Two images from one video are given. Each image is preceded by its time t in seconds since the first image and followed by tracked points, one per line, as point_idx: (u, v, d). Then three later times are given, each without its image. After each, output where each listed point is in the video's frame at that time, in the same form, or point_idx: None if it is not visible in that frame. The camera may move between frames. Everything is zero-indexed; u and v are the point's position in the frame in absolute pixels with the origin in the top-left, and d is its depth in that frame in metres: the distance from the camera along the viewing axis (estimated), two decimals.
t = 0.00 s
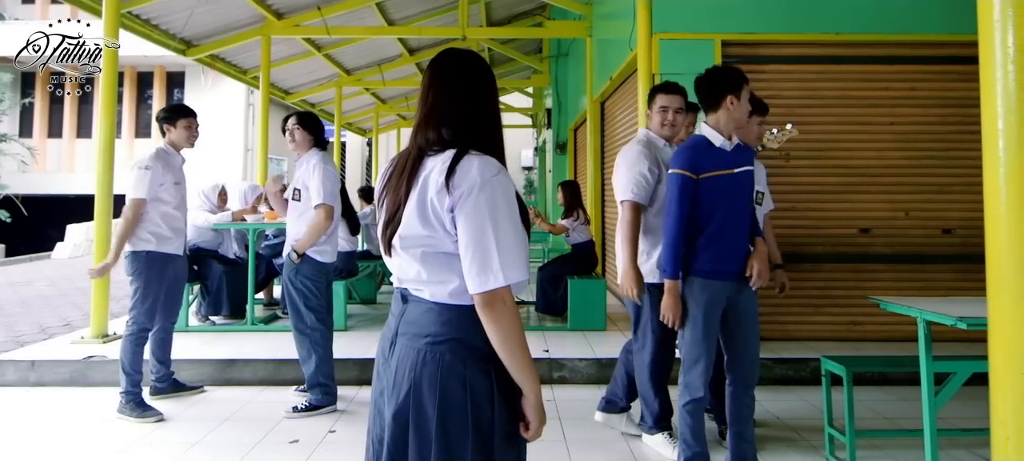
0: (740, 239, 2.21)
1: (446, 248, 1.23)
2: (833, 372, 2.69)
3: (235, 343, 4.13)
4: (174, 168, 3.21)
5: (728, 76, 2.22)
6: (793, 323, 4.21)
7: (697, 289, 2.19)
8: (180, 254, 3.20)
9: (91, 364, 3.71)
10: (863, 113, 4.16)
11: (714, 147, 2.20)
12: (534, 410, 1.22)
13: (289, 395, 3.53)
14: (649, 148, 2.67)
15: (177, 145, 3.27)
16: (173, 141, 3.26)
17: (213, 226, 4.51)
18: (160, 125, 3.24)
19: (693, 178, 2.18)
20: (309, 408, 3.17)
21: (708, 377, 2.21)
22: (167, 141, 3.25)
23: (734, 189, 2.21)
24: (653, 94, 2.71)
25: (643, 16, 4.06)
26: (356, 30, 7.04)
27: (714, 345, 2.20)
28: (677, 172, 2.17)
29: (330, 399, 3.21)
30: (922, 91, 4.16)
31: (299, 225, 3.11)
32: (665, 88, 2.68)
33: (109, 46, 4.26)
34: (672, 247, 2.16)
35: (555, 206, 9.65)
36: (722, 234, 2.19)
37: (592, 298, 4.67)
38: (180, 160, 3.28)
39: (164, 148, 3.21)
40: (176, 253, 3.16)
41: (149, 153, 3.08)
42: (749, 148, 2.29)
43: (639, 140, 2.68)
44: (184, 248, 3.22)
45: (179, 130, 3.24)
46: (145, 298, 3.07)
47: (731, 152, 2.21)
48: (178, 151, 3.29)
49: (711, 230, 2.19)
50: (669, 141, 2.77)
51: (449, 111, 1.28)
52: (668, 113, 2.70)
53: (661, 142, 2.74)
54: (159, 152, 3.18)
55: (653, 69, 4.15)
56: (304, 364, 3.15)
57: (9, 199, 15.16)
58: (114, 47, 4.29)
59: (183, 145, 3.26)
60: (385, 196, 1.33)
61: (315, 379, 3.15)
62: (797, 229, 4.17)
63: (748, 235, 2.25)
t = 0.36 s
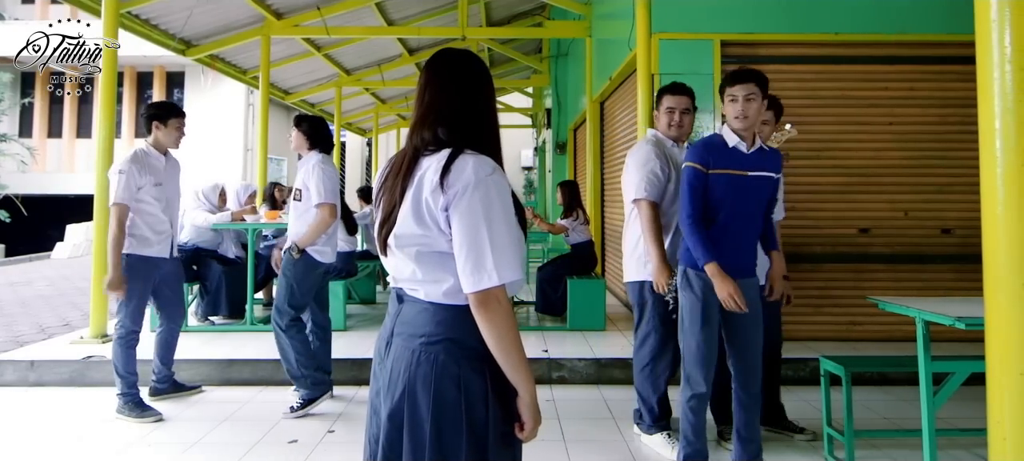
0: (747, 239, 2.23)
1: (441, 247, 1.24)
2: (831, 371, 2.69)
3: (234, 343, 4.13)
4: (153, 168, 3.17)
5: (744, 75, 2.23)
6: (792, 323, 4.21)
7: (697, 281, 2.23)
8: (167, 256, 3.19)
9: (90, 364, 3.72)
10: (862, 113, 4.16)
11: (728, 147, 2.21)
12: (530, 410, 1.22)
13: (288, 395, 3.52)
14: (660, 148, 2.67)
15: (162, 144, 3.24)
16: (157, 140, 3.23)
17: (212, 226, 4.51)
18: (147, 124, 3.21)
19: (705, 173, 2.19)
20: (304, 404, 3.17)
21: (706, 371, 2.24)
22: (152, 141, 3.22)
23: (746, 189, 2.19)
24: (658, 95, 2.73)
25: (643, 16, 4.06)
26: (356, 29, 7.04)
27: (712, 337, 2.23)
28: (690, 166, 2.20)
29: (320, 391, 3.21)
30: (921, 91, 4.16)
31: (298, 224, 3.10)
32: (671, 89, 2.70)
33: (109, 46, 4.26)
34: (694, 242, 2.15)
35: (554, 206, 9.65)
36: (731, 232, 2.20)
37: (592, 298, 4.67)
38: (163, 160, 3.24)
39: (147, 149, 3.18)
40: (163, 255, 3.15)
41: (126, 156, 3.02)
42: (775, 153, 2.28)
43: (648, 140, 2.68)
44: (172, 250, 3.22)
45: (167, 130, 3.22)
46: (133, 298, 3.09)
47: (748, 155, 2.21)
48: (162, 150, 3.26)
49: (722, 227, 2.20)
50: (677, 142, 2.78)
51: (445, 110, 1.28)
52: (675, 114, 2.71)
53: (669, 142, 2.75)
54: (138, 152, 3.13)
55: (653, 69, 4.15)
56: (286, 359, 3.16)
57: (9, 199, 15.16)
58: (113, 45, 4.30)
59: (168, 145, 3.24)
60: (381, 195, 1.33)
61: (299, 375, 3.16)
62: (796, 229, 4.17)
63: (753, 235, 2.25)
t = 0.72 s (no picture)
0: (746, 242, 2.22)
1: (441, 247, 1.24)
2: (831, 371, 2.69)
3: (234, 343, 4.13)
4: (158, 169, 3.17)
5: (727, 75, 2.26)
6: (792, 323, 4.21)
7: (683, 279, 2.30)
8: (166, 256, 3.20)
9: (90, 364, 3.72)
10: (862, 112, 4.16)
11: (710, 148, 2.26)
12: (531, 410, 1.22)
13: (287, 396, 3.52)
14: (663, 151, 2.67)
15: (161, 142, 3.24)
16: (157, 139, 3.22)
17: (212, 226, 4.51)
18: (145, 121, 3.20)
19: (684, 176, 2.29)
20: (294, 407, 3.16)
21: (689, 368, 2.30)
22: (150, 138, 3.21)
23: (731, 188, 2.21)
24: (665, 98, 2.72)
25: (643, 16, 4.07)
26: (356, 29, 7.03)
27: (700, 328, 2.29)
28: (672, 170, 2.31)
29: (314, 397, 3.20)
30: (921, 91, 4.16)
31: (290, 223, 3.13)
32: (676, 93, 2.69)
33: (108, 46, 4.26)
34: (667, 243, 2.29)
35: (554, 206, 9.65)
36: (718, 231, 2.22)
37: (592, 298, 4.67)
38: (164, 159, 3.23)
39: (150, 147, 3.17)
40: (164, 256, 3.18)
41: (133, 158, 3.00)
42: (769, 152, 2.26)
43: (654, 142, 2.68)
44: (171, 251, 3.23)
45: (167, 128, 3.23)
46: (131, 298, 3.08)
47: (731, 154, 2.23)
48: (161, 148, 3.26)
49: (702, 225, 2.25)
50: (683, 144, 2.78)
51: (444, 110, 1.28)
52: (681, 116, 2.71)
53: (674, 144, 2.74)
54: (142, 152, 3.11)
55: (652, 70, 4.15)
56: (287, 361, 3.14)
57: (9, 199, 15.16)
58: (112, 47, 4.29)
59: (168, 143, 3.24)
60: (381, 196, 1.33)
61: (297, 376, 3.14)
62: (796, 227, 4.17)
63: (754, 237, 2.24)
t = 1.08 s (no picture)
0: (726, 241, 2.24)
1: (444, 247, 1.24)
2: (831, 371, 2.69)
3: (234, 343, 4.13)
4: (169, 171, 3.18)
5: (696, 76, 2.28)
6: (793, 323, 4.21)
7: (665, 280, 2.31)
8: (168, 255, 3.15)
9: (90, 364, 3.71)
10: (862, 112, 4.15)
11: (682, 150, 2.31)
12: (535, 409, 1.22)
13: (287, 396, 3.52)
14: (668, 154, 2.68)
15: (172, 145, 3.25)
16: (170, 142, 3.24)
17: (212, 226, 4.51)
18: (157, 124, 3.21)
19: (657, 179, 2.34)
20: (294, 407, 3.16)
21: (676, 367, 2.30)
22: (163, 141, 3.22)
23: (705, 188, 2.24)
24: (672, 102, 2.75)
25: (642, 16, 4.07)
26: (356, 29, 7.03)
27: (684, 329, 2.28)
28: (645, 172, 2.36)
29: (314, 397, 3.21)
30: (921, 91, 4.16)
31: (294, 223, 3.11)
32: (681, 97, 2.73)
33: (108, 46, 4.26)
34: (636, 243, 2.39)
35: (555, 206, 9.65)
36: (696, 232, 2.25)
37: (592, 298, 4.67)
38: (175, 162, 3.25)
39: (161, 149, 3.18)
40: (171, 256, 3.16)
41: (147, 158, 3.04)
42: (741, 151, 2.28)
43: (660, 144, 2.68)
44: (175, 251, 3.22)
45: (179, 131, 3.25)
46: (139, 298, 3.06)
47: (704, 155, 2.26)
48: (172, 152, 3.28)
49: (675, 227, 2.29)
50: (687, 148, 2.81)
51: (447, 110, 1.28)
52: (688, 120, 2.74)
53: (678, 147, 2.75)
54: (155, 153, 3.13)
55: (652, 69, 4.15)
56: (285, 362, 3.14)
57: (9, 199, 15.15)
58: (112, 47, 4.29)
59: (179, 147, 3.26)
60: (381, 195, 1.33)
61: (295, 377, 3.14)
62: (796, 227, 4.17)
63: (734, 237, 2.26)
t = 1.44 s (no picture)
0: (725, 241, 2.24)
1: (439, 246, 1.23)
2: (831, 371, 2.69)
3: (234, 343, 4.13)
4: (174, 175, 3.18)
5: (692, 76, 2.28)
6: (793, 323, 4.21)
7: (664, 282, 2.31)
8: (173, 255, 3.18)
9: (90, 363, 3.71)
10: (862, 112, 4.15)
11: (679, 150, 2.30)
12: (529, 411, 1.22)
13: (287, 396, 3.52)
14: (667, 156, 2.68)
15: (180, 150, 3.25)
16: (177, 148, 3.24)
17: (212, 226, 4.51)
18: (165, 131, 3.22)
19: (656, 180, 2.33)
20: (294, 407, 3.16)
21: (676, 367, 2.29)
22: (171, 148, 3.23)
23: (704, 188, 2.24)
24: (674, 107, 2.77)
25: (642, 16, 4.07)
26: (356, 29, 7.03)
27: (683, 328, 2.28)
28: (644, 173, 2.36)
29: (315, 398, 3.21)
30: (921, 91, 4.16)
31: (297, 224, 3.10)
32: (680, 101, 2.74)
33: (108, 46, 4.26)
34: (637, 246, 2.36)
35: (554, 206, 9.66)
36: (693, 232, 2.25)
37: (592, 298, 4.67)
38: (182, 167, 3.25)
39: (168, 155, 3.19)
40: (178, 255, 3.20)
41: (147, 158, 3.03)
42: (739, 150, 2.28)
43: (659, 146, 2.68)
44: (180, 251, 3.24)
45: (184, 137, 3.24)
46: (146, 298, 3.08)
47: (702, 154, 2.26)
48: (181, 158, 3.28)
49: (675, 227, 2.29)
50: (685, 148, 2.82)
51: (443, 109, 1.28)
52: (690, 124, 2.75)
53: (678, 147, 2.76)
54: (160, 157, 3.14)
55: (652, 70, 4.16)
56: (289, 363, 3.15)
57: (9, 199, 15.15)
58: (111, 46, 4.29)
59: (187, 152, 3.26)
60: (378, 196, 1.33)
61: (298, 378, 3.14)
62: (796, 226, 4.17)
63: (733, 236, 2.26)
